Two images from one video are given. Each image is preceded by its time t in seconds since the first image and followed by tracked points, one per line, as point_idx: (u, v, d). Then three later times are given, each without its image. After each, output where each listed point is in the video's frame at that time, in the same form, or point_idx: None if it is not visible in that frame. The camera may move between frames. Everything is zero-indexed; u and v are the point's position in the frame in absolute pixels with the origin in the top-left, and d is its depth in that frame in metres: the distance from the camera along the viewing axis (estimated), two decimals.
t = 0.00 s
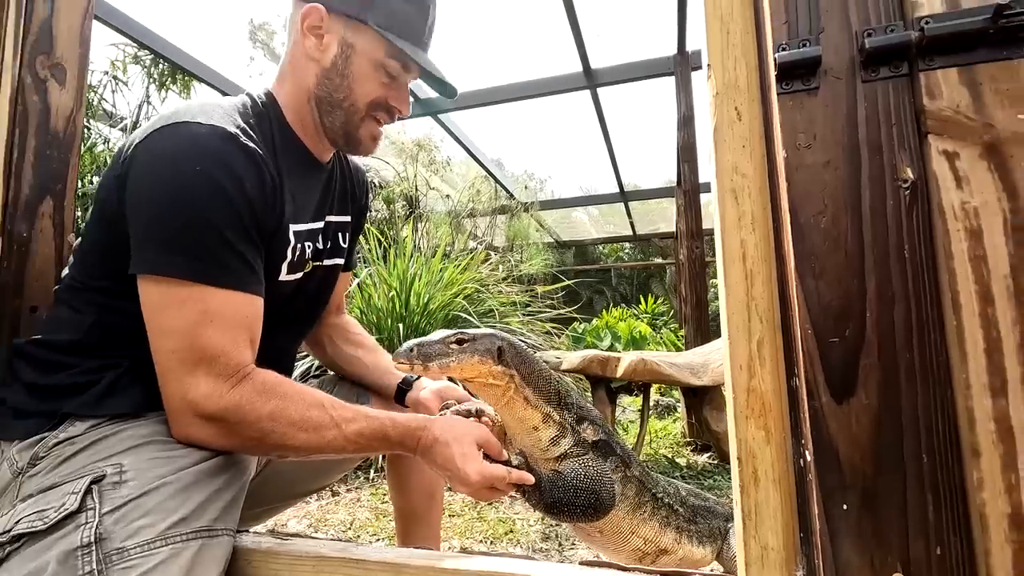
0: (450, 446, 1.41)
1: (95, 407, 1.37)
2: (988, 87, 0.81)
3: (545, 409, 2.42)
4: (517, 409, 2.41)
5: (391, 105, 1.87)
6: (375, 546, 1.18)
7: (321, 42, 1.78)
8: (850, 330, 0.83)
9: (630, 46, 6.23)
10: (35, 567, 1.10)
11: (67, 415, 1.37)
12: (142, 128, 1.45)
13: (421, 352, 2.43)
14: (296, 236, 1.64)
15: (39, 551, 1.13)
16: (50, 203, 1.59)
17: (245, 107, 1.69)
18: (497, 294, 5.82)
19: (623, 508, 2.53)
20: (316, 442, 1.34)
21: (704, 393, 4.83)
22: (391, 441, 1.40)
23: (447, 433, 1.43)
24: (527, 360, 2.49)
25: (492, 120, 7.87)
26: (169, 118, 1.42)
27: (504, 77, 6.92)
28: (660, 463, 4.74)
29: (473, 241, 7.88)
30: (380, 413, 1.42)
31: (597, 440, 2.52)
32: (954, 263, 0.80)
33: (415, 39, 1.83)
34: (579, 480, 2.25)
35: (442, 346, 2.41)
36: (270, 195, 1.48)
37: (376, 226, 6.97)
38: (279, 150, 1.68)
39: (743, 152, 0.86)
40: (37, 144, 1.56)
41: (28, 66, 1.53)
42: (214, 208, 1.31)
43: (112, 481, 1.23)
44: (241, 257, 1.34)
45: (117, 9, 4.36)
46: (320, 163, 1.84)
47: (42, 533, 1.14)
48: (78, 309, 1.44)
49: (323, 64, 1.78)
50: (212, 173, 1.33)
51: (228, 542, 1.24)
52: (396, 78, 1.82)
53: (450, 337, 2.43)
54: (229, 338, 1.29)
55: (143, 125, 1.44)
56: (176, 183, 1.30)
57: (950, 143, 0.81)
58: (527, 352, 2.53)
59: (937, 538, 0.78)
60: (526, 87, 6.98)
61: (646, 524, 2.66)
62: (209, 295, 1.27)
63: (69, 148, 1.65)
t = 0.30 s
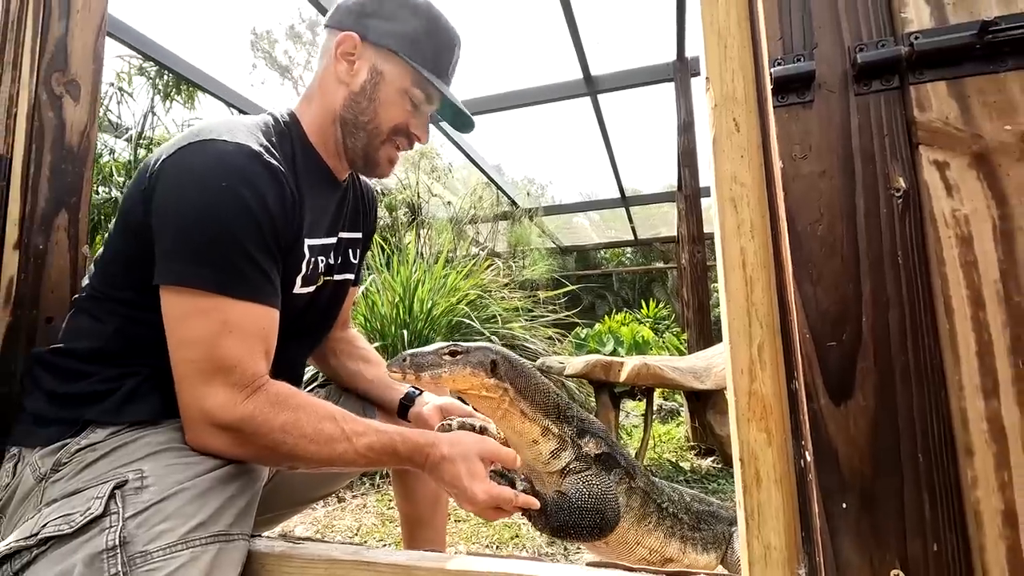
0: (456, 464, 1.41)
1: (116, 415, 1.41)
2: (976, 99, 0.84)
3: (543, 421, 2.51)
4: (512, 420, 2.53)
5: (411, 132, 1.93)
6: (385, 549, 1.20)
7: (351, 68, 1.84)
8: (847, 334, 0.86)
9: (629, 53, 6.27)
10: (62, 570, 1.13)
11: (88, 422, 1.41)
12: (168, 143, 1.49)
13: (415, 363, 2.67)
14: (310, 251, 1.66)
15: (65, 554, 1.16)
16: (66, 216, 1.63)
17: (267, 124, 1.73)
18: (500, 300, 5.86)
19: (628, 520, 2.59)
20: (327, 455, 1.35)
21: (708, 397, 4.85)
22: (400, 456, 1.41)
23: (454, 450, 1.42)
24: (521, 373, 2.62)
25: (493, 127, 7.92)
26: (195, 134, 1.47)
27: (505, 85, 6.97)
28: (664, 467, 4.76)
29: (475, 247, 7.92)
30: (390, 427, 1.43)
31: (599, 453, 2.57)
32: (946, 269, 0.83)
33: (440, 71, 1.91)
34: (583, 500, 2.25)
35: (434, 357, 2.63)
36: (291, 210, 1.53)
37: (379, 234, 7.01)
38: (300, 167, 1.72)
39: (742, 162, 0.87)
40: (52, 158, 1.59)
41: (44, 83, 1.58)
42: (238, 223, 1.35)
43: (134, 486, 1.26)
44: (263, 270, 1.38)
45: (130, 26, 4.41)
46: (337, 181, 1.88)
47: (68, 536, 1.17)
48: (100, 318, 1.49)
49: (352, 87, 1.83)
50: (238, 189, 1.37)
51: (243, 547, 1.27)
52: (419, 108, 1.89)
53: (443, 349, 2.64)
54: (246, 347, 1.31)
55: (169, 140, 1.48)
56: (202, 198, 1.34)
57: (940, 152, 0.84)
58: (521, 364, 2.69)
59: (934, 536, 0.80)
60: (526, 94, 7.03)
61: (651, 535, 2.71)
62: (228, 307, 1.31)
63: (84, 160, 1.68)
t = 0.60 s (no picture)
0: (454, 458, 1.41)
1: (121, 408, 1.41)
2: (978, 102, 0.85)
3: (539, 416, 2.56)
4: (507, 415, 2.59)
5: (422, 135, 1.93)
6: (387, 544, 1.21)
7: (366, 68, 1.86)
8: (848, 333, 0.87)
9: (630, 53, 6.28)
10: (65, 561, 1.14)
11: (92, 414, 1.41)
12: (178, 139, 1.50)
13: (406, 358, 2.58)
14: (317, 251, 1.68)
15: (69, 545, 1.17)
16: (69, 210, 1.63)
17: (279, 122, 1.74)
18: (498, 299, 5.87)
19: (627, 517, 2.60)
20: (323, 450, 1.35)
21: (706, 397, 4.86)
22: (397, 450, 1.41)
23: (452, 443, 1.41)
24: (516, 369, 2.64)
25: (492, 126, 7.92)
26: (205, 130, 1.48)
27: (505, 85, 6.98)
28: (661, 467, 4.77)
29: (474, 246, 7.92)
30: (387, 420, 1.43)
31: (599, 449, 2.59)
32: (948, 269, 0.84)
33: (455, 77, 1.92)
34: (584, 497, 2.24)
35: (426, 353, 2.61)
36: (300, 208, 1.53)
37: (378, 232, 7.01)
38: (310, 165, 1.73)
39: (745, 161, 0.92)
40: (55, 152, 1.60)
41: (48, 76, 1.59)
42: (247, 221, 1.36)
43: (138, 478, 1.27)
44: (268, 267, 1.39)
45: (134, 24, 4.41)
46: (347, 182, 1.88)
47: (72, 528, 1.18)
48: (106, 312, 1.49)
49: (365, 87, 1.85)
50: (248, 187, 1.38)
51: (245, 541, 1.27)
52: (431, 111, 1.89)
53: (434, 346, 2.64)
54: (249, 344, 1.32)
55: (179, 136, 1.49)
56: (212, 194, 1.34)
57: (943, 154, 0.86)
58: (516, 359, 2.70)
59: (934, 532, 0.81)
60: (526, 94, 7.04)
61: (650, 534, 2.72)
62: (231, 305, 1.31)
63: (87, 154, 1.68)
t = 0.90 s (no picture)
0: (462, 438, 1.40)
1: (121, 396, 1.41)
2: (991, 87, 0.84)
3: (543, 397, 2.57)
4: (511, 394, 2.62)
5: (429, 135, 1.91)
6: (390, 532, 1.21)
7: (375, 64, 1.83)
8: (856, 320, 0.87)
9: (632, 44, 6.24)
10: (70, 547, 1.13)
11: (94, 402, 1.41)
12: (179, 127, 1.48)
13: (412, 341, 2.74)
14: (320, 241, 1.67)
15: (73, 531, 1.16)
16: (68, 197, 1.62)
17: (281, 110, 1.73)
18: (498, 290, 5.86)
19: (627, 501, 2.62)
20: (332, 435, 1.35)
21: (705, 389, 4.86)
22: (404, 431, 1.41)
23: (459, 423, 1.40)
24: (520, 350, 2.65)
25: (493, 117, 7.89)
26: (206, 118, 1.46)
27: (506, 75, 6.94)
28: (661, 458, 4.78)
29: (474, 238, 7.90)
30: (394, 404, 1.42)
31: (603, 433, 2.60)
32: (958, 255, 0.83)
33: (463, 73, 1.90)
34: (587, 480, 2.26)
35: (432, 335, 2.70)
36: (301, 196, 1.52)
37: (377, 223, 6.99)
38: (314, 155, 1.72)
39: (753, 148, 0.90)
40: (54, 138, 1.58)
41: (45, 61, 1.57)
42: (248, 208, 1.35)
43: (140, 466, 1.27)
44: (269, 255, 1.38)
45: (132, 12, 4.39)
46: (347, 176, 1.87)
47: (76, 515, 1.18)
48: (106, 300, 1.49)
49: (373, 84, 1.82)
50: (249, 173, 1.37)
51: (248, 528, 1.27)
52: (440, 109, 1.88)
53: (441, 328, 2.71)
54: (250, 332, 1.31)
55: (180, 124, 1.48)
56: (213, 181, 1.33)
57: (954, 139, 0.85)
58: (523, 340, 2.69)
59: (941, 519, 0.81)
60: (527, 85, 7.00)
61: (651, 519, 2.75)
62: (232, 293, 1.31)
63: (86, 141, 1.67)
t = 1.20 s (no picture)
0: (467, 441, 1.36)
1: (126, 393, 1.41)
2: (997, 80, 0.84)
3: (545, 399, 2.57)
4: (510, 396, 2.61)
5: (429, 136, 1.91)
6: (395, 527, 1.22)
7: (377, 65, 1.82)
8: (862, 314, 0.87)
9: (632, 37, 6.21)
10: (79, 544, 1.14)
11: (100, 400, 1.41)
12: (183, 124, 1.48)
13: (410, 336, 2.70)
14: (321, 240, 1.68)
15: (81, 529, 1.17)
16: (71, 195, 1.62)
17: (284, 108, 1.73)
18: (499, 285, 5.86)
19: (634, 502, 2.66)
20: (336, 435, 1.34)
21: (707, 383, 4.86)
22: (408, 434, 1.38)
23: (464, 427, 1.37)
24: (518, 353, 2.63)
25: (492, 112, 7.86)
26: (209, 116, 1.46)
27: (506, 69, 6.91)
28: (662, 452, 4.78)
29: (474, 232, 7.90)
30: (399, 405, 1.41)
31: (608, 436, 2.60)
32: (963, 249, 0.84)
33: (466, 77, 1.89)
34: (592, 489, 2.26)
35: (429, 332, 2.69)
36: (305, 194, 1.52)
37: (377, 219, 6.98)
38: (317, 155, 1.72)
39: (757, 143, 0.94)
40: (56, 136, 1.58)
41: (46, 59, 1.57)
42: (252, 206, 1.35)
43: (147, 463, 1.27)
44: (274, 253, 1.38)
45: (131, 9, 4.39)
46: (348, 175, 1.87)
47: (84, 511, 1.18)
48: (110, 298, 1.49)
49: (375, 84, 1.81)
50: (254, 172, 1.37)
51: (254, 524, 1.28)
52: (440, 112, 1.87)
53: (437, 326, 2.69)
54: (256, 329, 1.32)
55: (184, 121, 1.48)
56: (218, 178, 1.33)
57: (960, 133, 0.85)
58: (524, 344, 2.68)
59: (946, 512, 0.82)
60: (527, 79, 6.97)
61: (657, 518, 2.77)
62: (238, 290, 1.31)
63: (88, 139, 1.66)
